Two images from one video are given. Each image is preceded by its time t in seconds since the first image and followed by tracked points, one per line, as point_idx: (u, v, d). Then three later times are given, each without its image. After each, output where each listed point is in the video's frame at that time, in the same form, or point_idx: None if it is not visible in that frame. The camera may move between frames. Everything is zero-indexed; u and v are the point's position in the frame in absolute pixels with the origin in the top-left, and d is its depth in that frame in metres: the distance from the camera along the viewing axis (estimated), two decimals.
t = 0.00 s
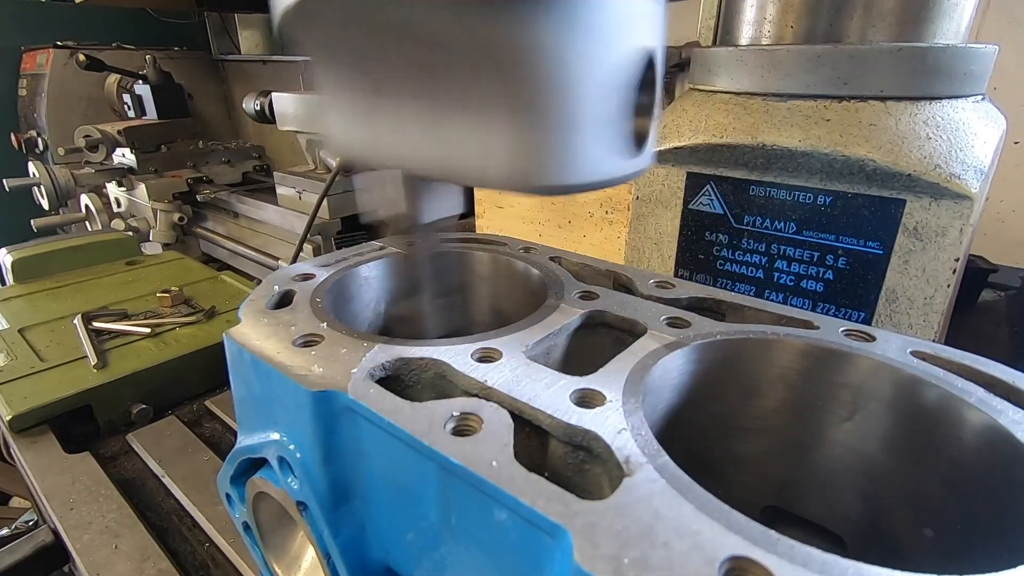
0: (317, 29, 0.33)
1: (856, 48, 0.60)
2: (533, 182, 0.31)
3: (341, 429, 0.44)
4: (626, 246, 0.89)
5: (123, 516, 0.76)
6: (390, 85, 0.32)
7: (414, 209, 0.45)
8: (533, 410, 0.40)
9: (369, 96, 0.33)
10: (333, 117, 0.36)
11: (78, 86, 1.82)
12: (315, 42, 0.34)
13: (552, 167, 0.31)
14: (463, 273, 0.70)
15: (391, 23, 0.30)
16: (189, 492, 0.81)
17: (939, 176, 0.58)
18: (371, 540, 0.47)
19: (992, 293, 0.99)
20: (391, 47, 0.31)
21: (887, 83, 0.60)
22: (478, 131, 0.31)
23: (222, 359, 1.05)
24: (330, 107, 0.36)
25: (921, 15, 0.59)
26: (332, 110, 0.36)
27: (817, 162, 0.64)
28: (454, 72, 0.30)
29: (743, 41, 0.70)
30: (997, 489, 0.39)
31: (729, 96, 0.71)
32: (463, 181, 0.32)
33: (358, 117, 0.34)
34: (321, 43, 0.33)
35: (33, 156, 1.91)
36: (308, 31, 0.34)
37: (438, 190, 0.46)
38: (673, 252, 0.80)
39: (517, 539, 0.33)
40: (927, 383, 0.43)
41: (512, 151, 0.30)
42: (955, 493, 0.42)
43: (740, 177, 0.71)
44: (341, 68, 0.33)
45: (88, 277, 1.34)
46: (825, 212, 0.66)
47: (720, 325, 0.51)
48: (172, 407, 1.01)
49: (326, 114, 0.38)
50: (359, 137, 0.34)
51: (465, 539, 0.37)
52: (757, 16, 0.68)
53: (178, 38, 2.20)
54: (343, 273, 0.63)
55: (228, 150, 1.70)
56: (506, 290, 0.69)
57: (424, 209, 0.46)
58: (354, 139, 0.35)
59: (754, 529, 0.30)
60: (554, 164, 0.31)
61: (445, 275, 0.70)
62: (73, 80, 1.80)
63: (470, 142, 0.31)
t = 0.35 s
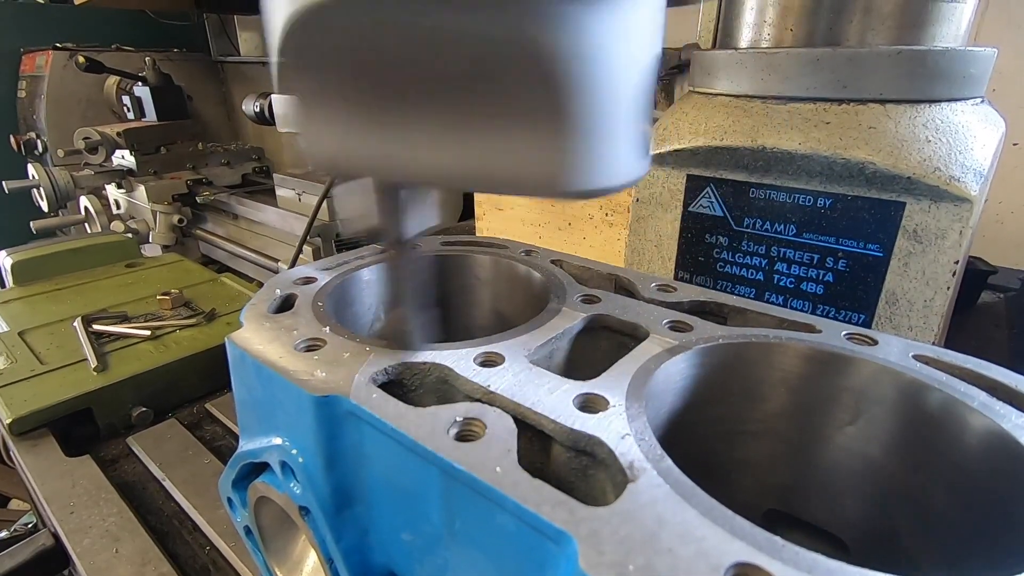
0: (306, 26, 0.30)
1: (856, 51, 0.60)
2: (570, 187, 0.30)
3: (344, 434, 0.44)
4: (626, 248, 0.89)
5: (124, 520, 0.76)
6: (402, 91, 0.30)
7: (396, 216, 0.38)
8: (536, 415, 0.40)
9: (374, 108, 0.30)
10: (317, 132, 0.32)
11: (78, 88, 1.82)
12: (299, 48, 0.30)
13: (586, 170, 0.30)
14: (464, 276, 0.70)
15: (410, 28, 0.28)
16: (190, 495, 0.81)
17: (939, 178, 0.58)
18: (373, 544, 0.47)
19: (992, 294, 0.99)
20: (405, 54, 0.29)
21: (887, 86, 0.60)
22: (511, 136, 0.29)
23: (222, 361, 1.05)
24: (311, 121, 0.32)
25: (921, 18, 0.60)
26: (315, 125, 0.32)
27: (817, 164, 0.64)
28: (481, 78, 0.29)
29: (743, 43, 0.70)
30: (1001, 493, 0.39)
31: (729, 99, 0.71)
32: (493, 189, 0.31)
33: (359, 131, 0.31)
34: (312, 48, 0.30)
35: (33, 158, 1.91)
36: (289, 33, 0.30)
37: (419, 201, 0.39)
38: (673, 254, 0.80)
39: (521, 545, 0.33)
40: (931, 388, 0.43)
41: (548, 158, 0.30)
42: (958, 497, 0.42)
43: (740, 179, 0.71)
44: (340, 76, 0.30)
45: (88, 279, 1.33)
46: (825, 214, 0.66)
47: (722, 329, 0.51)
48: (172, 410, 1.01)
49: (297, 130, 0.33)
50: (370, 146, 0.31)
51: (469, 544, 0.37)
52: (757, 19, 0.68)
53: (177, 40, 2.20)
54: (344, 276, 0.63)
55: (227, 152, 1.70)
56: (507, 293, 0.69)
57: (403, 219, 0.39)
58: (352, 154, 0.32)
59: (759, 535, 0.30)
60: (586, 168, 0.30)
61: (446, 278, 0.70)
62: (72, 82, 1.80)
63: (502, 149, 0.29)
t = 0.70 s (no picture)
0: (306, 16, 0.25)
1: (855, 50, 0.60)
2: (624, 180, 0.28)
3: (344, 431, 0.44)
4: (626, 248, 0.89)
5: (124, 518, 0.76)
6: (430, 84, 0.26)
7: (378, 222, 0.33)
8: (538, 411, 0.40)
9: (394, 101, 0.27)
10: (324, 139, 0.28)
11: (78, 88, 1.82)
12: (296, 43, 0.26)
13: (637, 159, 0.28)
14: (464, 274, 0.70)
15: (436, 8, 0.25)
16: (190, 494, 0.81)
17: (938, 176, 0.58)
18: (374, 542, 0.47)
19: (991, 293, 0.99)
20: (428, 42, 0.26)
21: (886, 85, 0.60)
22: (560, 128, 0.27)
23: (222, 360, 1.05)
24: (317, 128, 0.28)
25: (920, 17, 0.60)
26: (323, 129, 0.28)
27: (817, 163, 0.64)
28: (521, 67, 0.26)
29: (743, 43, 0.70)
30: (1001, 490, 0.39)
31: (729, 98, 0.71)
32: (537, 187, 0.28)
33: (380, 131, 0.27)
34: (316, 43, 0.26)
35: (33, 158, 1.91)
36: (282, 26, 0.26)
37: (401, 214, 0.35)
38: (673, 254, 0.80)
39: (521, 540, 0.33)
40: (931, 385, 0.43)
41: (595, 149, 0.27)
42: (960, 494, 0.42)
43: (740, 178, 0.71)
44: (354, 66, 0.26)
45: (88, 279, 1.33)
46: (824, 213, 0.66)
47: (723, 326, 0.51)
48: (172, 409, 1.01)
49: (291, 141, 0.28)
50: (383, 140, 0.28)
51: (470, 540, 0.37)
52: (757, 19, 0.68)
53: (177, 41, 2.20)
54: (344, 274, 0.63)
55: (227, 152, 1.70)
56: (507, 291, 0.69)
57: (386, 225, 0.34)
58: (372, 158, 0.28)
59: (761, 531, 0.30)
60: (632, 158, 0.28)
61: (446, 276, 0.70)
62: (72, 82, 1.80)
63: (554, 144, 0.27)
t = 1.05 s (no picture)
0: (326, 1, 0.23)
1: (856, 47, 0.60)
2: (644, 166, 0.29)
3: (344, 427, 0.44)
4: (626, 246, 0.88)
5: (124, 516, 0.75)
6: (461, 78, 0.25)
7: (372, 224, 0.35)
8: (537, 406, 0.40)
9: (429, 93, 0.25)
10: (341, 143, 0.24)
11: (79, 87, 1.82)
12: (316, 31, 0.23)
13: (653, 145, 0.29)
14: (464, 272, 0.70)
15: None
16: (190, 491, 0.81)
17: (939, 174, 0.57)
18: (374, 538, 0.47)
19: (992, 292, 0.99)
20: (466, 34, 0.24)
21: (887, 82, 0.60)
22: (599, 120, 0.26)
23: (222, 359, 1.05)
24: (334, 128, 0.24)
25: (920, 14, 0.59)
26: (354, 128, 0.24)
27: (817, 160, 0.64)
28: (567, 59, 0.25)
29: (743, 40, 0.70)
30: (1003, 485, 0.39)
31: (729, 95, 0.71)
32: (564, 184, 0.27)
33: (417, 130, 0.25)
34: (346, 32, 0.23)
35: (34, 157, 1.91)
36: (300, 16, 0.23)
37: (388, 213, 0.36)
38: (673, 252, 0.80)
39: (521, 536, 0.33)
40: (933, 381, 0.42)
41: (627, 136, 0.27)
42: (962, 491, 0.42)
43: (740, 176, 0.71)
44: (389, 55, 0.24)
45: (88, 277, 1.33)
46: (825, 211, 0.66)
47: (725, 322, 0.51)
48: (173, 407, 1.01)
49: (313, 147, 0.24)
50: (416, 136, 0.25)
51: (470, 536, 0.36)
52: (757, 17, 0.68)
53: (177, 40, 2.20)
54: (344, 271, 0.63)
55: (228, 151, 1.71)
56: (507, 289, 0.69)
57: (379, 233, 0.36)
58: (411, 156, 0.25)
59: (762, 525, 0.30)
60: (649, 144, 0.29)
61: (446, 274, 0.70)
62: (73, 81, 1.80)
63: (591, 135, 0.26)
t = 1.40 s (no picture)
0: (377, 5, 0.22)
1: (857, 47, 0.60)
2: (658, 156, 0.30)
3: (344, 428, 0.44)
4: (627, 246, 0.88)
5: (123, 515, 0.75)
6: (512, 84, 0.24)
7: (370, 234, 0.33)
8: (538, 408, 0.40)
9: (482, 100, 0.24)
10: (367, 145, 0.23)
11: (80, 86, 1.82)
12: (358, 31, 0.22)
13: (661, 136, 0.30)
14: (464, 272, 0.70)
15: None
16: (190, 491, 0.81)
17: (940, 174, 0.57)
18: (374, 539, 0.47)
19: (993, 293, 0.95)
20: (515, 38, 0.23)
21: (888, 82, 0.60)
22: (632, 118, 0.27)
23: (223, 358, 1.05)
24: (331, 125, 0.23)
25: (922, 13, 0.59)
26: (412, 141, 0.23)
27: (818, 160, 0.64)
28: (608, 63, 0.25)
29: (744, 40, 0.70)
30: (1006, 487, 0.39)
31: (730, 95, 0.71)
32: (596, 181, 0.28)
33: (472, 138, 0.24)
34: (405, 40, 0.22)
35: (35, 156, 1.91)
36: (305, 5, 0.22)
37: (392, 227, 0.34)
38: (673, 252, 0.80)
39: (522, 537, 0.33)
40: (936, 382, 0.42)
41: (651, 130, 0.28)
42: (965, 492, 0.42)
43: (740, 176, 0.70)
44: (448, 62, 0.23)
45: (89, 277, 1.33)
46: (826, 211, 0.65)
47: (727, 323, 0.51)
48: (173, 407, 1.01)
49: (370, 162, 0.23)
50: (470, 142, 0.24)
51: (471, 537, 0.36)
52: (759, 16, 0.67)
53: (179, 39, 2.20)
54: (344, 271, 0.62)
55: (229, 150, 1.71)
56: (508, 289, 0.68)
57: (379, 244, 0.34)
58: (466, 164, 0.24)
59: (765, 528, 0.30)
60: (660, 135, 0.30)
61: (447, 274, 0.70)
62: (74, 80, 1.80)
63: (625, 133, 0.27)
